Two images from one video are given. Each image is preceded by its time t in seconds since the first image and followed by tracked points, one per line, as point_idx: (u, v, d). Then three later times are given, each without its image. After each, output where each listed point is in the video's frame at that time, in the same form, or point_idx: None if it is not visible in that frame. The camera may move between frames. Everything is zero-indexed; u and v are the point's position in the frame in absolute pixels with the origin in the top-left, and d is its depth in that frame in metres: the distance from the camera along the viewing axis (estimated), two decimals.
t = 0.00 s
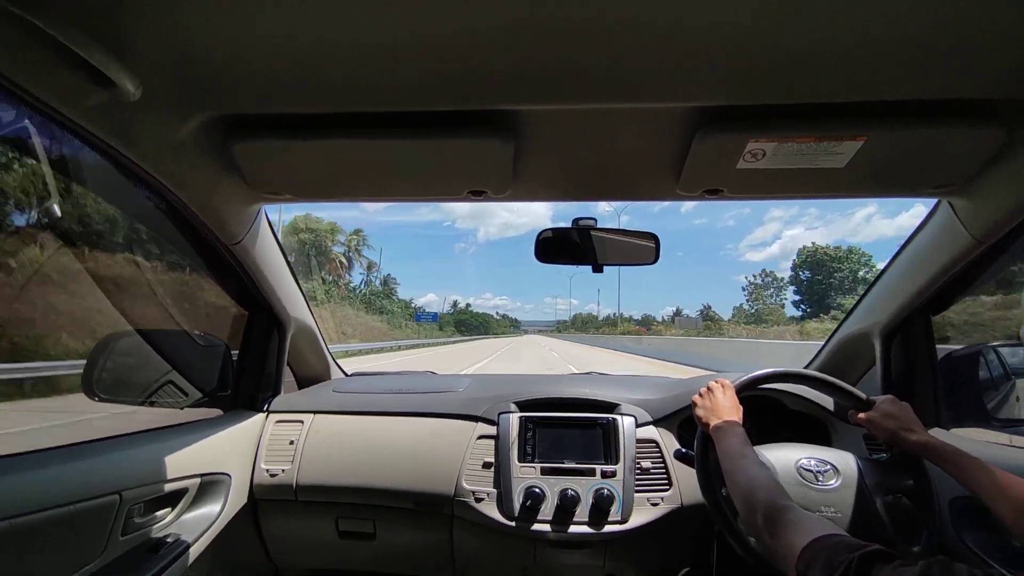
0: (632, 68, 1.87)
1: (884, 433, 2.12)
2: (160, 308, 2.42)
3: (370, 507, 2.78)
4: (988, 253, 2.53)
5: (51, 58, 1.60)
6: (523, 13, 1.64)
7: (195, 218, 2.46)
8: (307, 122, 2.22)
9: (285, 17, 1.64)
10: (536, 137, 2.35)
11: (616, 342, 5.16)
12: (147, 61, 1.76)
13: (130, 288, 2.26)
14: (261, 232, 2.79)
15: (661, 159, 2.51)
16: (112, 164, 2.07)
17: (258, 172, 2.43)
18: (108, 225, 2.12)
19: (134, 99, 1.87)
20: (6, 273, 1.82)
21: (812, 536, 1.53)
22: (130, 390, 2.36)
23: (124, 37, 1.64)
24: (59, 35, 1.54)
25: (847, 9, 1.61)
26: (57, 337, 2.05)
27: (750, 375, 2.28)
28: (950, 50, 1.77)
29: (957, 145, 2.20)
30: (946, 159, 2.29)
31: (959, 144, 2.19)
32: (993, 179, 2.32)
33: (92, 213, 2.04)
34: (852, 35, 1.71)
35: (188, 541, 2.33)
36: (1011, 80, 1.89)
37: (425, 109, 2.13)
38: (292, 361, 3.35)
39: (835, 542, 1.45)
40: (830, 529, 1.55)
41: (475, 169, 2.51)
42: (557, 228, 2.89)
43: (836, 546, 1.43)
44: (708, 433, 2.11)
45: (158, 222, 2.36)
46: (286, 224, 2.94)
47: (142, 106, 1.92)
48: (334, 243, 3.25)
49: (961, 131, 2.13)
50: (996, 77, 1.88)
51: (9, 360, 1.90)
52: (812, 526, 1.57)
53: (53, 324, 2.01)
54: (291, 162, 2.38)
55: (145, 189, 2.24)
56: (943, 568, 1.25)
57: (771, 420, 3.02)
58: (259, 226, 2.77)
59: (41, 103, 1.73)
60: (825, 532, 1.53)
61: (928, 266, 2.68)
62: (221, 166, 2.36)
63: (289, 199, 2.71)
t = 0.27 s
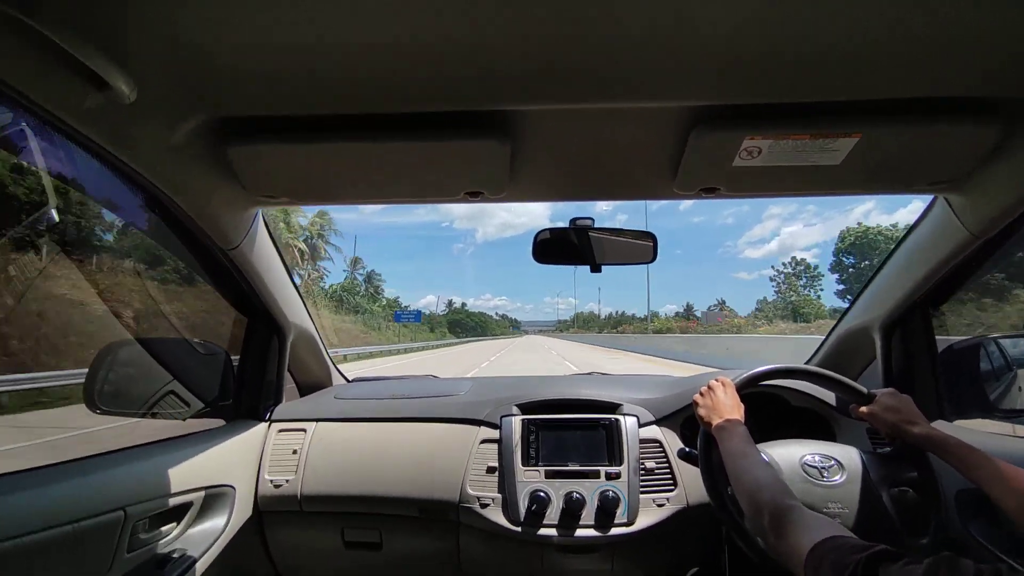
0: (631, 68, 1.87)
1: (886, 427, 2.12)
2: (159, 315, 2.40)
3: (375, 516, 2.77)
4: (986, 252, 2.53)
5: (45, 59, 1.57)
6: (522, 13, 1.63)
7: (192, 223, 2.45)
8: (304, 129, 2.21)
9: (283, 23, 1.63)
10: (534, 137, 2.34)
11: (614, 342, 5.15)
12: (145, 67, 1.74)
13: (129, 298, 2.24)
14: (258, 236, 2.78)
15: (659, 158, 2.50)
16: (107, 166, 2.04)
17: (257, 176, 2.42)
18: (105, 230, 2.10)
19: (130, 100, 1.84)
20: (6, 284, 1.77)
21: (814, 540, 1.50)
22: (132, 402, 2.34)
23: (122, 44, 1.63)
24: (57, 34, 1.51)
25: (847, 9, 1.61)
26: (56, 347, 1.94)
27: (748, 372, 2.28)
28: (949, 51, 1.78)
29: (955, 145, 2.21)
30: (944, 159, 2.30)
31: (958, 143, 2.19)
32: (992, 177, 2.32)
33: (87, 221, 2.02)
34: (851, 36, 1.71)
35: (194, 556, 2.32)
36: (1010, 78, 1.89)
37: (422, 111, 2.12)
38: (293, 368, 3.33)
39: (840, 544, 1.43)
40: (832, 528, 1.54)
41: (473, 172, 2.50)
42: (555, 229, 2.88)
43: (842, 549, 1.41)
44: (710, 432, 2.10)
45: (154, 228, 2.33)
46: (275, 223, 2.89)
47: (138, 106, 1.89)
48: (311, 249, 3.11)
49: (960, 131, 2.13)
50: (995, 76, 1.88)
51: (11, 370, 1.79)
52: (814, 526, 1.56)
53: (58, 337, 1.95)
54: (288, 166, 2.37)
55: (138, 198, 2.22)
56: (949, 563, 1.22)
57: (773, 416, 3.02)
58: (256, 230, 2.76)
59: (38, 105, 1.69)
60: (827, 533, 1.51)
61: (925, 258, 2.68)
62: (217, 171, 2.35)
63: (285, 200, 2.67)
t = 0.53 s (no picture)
0: (631, 65, 1.87)
1: (884, 425, 2.11)
2: (156, 311, 2.39)
3: (373, 513, 2.77)
4: (983, 251, 2.54)
5: (42, 54, 1.56)
6: (523, 10, 1.63)
7: (190, 220, 2.44)
8: (303, 125, 2.20)
9: (283, 18, 1.63)
10: (533, 134, 2.34)
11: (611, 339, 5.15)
12: (143, 62, 1.74)
13: (126, 293, 2.23)
14: (255, 232, 2.77)
15: (659, 156, 2.50)
16: (102, 161, 2.02)
17: (256, 172, 2.42)
18: (101, 227, 2.08)
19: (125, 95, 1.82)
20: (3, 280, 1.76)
21: (816, 532, 1.52)
22: (129, 399, 2.32)
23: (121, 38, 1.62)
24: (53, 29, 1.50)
25: (847, 7, 1.61)
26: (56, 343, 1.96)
27: (745, 370, 2.28)
28: (948, 50, 1.78)
29: (954, 143, 2.21)
30: (942, 158, 2.30)
31: (957, 141, 2.20)
32: (990, 176, 2.33)
33: (85, 216, 2.01)
34: (851, 34, 1.72)
35: (194, 553, 2.31)
36: (1009, 77, 1.90)
37: (422, 107, 2.12)
38: (291, 365, 3.33)
39: (840, 536, 1.45)
40: (832, 523, 1.55)
41: (472, 168, 2.50)
42: (554, 227, 2.88)
43: (843, 541, 1.43)
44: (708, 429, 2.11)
45: (150, 224, 2.32)
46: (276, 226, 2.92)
47: (136, 100, 1.88)
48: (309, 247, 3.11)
49: (959, 130, 2.14)
50: (994, 74, 1.89)
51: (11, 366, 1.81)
52: (815, 520, 1.56)
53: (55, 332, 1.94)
54: (287, 162, 2.36)
55: (136, 194, 2.21)
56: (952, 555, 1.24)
57: (772, 414, 3.02)
58: (253, 227, 2.75)
59: (33, 98, 1.68)
60: (830, 526, 1.53)
61: (923, 257, 2.68)
62: (215, 167, 2.34)
63: (283, 196, 2.67)
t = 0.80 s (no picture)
0: (633, 65, 1.86)
1: (884, 426, 2.11)
2: (157, 311, 2.38)
3: (373, 513, 2.76)
4: (982, 253, 2.54)
5: (44, 51, 1.55)
6: (525, 10, 1.62)
7: (191, 219, 2.43)
8: (303, 123, 2.19)
9: (283, 16, 1.62)
10: (535, 133, 2.33)
11: (612, 339, 5.14)
12: (143, 60, 1.73)
13: (126, 292, 2.22)
14: (256, 231, 2.76)
15: (660, 156, 2.50)
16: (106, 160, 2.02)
17: (257, 171, 2.41)
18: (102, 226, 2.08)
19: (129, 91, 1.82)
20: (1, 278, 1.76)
21: (819, 534, 1.52)
22: (129, 398, 2.32)
23: (120, 36, 1.61)
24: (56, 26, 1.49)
25: (849, 8, 1.61)
26: (54, 342, 1.97)
27: (745, 371, 2.27)
28: (949, 50, 1.78)
29: (955, 145, 2.21)
30: (943, 159, 2.30)
31: (958, 143, 2.20)
32: (991, 177, 2.33)
33: (86, 215, 2.00)
34: (853, 35, 1.71)
35: (193, 555, 2.31)
36: (1010, 79, 1.90)
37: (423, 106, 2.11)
38: (291, 365, 3.32)
39: (845, 538, 1.45)
40: (834, 526, 1.55)
41: (473, 168, 2.49)
42: (555, 227, 2.87)
43: (845, 543, 1.43)
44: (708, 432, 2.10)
45: (150, 222, 2.31)
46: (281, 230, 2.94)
47: (139, 98, 1.87)
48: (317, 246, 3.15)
49: (960, 131, 2.13)
50: (996, 76, 1.89)
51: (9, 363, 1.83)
52: (818, 522, 1.56)
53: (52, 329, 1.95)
54: (287, 161, 2.35)
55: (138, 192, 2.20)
56: (957, 554, 1.25)
57: (773, 416, 3.02)
58: (255, 225, 2.74)
59: (37, 96, 1.67)
60: (833, 528, 1.53)
61: (924, 258, 2.68)
62: (215, 166, 2.33)
63: (284, 195, 2.67)
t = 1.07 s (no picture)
0: (633, 68, 1.87)
1: (887, 430, 2.12)
2: (158, 313, 2.39)
3: (373, 515, 2.76)
4: (983, 255, 2.54)
5: (44, 53, 1.56)
6: (524, 13, 1.63)
7: (193, 222, 2.44)
8: (304, 126, 2.20)
9: (283, 19, 1.62)
10: (535, 136, 2.34)
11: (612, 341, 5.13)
12: (143, 63, 1.73)
13: (127, 294, 2.23)
14: (257, 234, 2.77)
15: (661, 159, 2.50)
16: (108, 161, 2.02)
17: (258, 173, 2.42)
18: (104, 228, 2.09)
19: (132, 93, 1.82)
20: None
21: (816, 534, 1.52)
22: (130, 400, 2.32)
23: (121, 38, 1.62)
24: (59, 26, 1.49)
25: (848, 11, 1.61)
26: (54, 345, 1.98)
27: (746, 374, 2.29)
28: (950, 53, 1.77)
29: (955, 148, 2.21)
30: (944, 162, 2.30)
31: (959, 145, 2.19)
32: (991, 180, 2.33)
33: (88, 215, 2.01)
34: (853, 38, 1.71)
35: (193, 556, 2.31)
36: (1011, 82, 1.90)
37: (423, 109, 2.11)
38: (292, 366, 3.33)
39: (842, 538, 1.45)
40: (834, 525, 1.55)
41: (474, 170, 2.49)
42: (555, 229, 2.88)
43: (843, 543, 1.43)
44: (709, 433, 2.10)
45: (152, 224, 2.32)
46: (281, 232, 2.94)
47: (141, 100, 1.88)
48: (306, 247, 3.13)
49: (961, 134, 2.13)
50: (996, 79, 1.89)
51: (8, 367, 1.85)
52: (816, 522, 1.56)
53: (54, 331, 1.98)
54: (288, 163, 2.36)
55: (139, 193, 2.21)
56: (951, 557, 1.26)
57: (773, 418, 3.02)
58: (256, 227, 2.75)
59: (42, 97, 1.68)
60: (830, 528, 1.53)
61: (925, 260, 2.68)
62: (216, 169, 2.33)
63: (285, 198, 2.67)
